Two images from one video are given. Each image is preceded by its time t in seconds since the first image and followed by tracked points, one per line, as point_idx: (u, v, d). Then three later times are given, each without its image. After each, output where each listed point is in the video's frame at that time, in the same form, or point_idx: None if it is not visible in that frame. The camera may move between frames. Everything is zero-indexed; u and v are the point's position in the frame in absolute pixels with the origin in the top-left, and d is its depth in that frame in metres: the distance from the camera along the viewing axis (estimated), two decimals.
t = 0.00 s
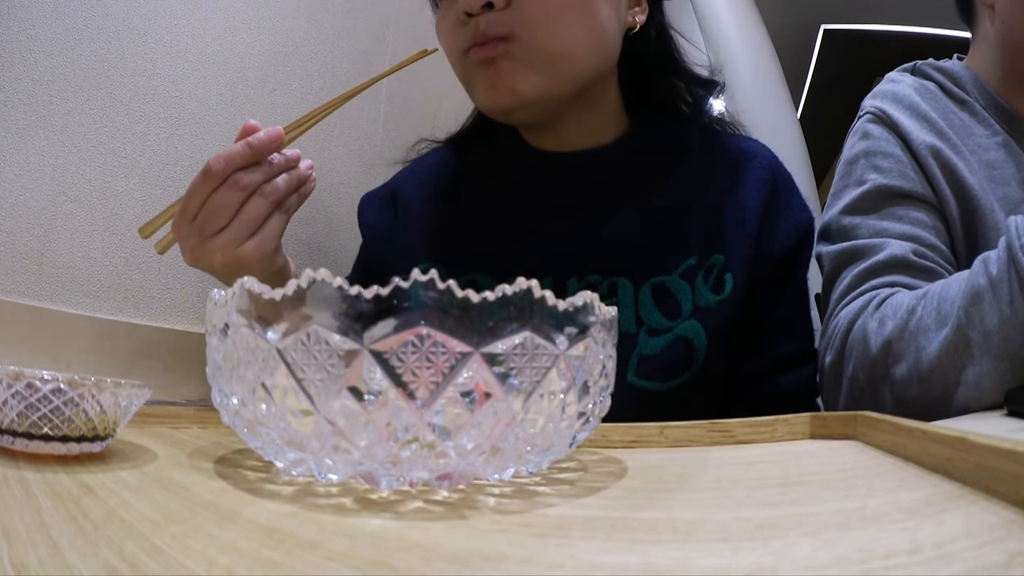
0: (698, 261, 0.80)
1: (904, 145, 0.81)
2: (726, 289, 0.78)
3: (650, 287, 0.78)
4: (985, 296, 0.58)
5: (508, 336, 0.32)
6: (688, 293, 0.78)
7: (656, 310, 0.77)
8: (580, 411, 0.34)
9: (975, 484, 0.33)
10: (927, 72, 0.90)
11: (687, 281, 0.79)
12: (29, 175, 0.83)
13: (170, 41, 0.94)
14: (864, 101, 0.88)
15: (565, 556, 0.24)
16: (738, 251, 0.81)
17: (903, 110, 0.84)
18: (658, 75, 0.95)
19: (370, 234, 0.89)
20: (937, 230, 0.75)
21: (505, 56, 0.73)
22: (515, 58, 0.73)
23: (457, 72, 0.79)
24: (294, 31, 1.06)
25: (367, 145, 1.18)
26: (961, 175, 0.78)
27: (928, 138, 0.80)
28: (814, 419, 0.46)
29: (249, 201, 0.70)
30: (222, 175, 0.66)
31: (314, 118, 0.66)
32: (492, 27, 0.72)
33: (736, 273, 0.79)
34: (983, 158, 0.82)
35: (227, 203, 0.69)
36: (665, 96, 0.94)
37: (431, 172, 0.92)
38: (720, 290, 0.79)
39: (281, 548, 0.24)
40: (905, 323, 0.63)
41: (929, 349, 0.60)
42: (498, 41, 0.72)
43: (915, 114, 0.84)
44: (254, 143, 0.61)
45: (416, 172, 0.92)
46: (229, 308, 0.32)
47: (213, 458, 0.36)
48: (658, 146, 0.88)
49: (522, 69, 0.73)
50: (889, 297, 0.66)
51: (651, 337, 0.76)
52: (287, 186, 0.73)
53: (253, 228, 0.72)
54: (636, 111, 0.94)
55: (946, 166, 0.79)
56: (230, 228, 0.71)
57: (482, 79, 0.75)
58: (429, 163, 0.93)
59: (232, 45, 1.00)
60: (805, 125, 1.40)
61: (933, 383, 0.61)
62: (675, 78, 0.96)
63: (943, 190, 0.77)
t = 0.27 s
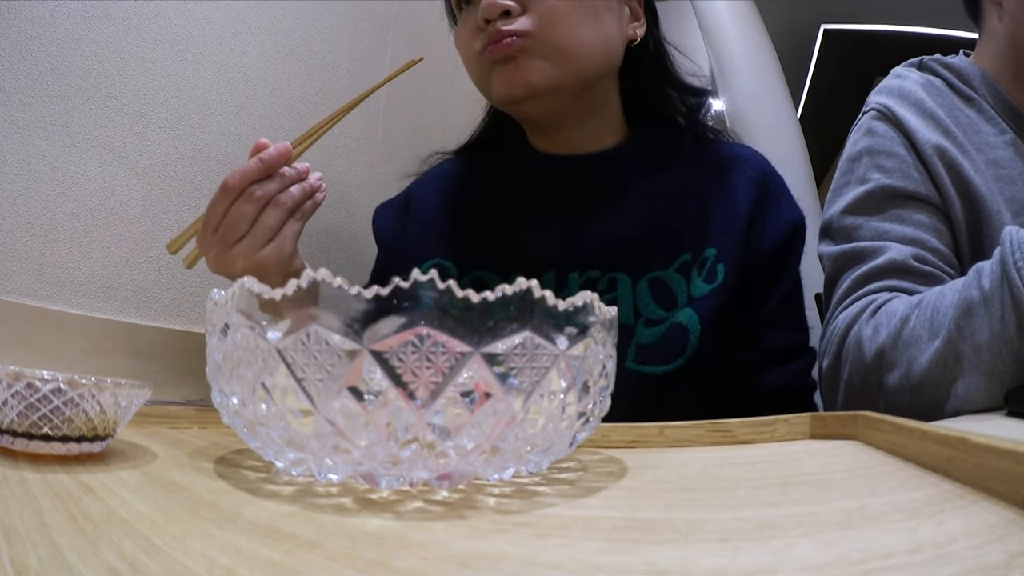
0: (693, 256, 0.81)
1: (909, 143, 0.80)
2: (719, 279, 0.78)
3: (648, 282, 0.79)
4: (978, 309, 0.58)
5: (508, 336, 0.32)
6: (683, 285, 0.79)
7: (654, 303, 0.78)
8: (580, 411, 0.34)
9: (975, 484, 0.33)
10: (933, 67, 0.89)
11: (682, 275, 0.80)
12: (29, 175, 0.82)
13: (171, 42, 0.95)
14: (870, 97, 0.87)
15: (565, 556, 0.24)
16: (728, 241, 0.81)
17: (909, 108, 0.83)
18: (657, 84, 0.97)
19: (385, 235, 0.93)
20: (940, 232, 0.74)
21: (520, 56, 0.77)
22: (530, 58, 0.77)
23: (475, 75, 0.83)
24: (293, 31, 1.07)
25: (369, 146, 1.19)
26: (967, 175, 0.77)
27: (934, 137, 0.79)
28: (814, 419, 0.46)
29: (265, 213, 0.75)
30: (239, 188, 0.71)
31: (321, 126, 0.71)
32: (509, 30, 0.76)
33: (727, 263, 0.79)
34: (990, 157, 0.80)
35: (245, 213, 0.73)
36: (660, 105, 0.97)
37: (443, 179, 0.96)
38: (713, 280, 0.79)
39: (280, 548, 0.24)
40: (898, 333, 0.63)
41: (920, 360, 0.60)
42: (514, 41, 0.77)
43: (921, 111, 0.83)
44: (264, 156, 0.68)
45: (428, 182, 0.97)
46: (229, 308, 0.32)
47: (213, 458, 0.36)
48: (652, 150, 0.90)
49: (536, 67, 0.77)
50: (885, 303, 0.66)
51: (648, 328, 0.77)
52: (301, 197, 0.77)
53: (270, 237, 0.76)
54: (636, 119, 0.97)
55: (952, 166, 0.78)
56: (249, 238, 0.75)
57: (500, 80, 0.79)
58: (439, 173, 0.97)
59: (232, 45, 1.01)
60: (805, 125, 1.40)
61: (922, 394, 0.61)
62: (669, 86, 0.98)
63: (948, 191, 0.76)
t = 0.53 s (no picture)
0: (690, 255, 0.81)
1: (919, 141, 0.79)
2: (713, 274, 0.79)
3: (647, 281, 0.79)
4: (984, 306, 0.59)
5: (508, 336, 0.32)
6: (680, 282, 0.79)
7: (653, 300, 0.78)
8: (580, 411, 0.34)
9: (975, 484, 0.33)
10: (943, 62, 0.88)
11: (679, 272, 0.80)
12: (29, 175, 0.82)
13: (171, 42, 0.95)
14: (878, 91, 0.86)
15: (566, 556, 0.24)
16: (722, 237, 0.81)
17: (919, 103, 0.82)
18: (657, 92, 0.98)
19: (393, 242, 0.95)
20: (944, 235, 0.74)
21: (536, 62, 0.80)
22: (546, 63, 0.80)
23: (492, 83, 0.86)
24: (294, 31, 1.08)
25: (369, 147, 1.19)
26: (977, 176, 0.75)
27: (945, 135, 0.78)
28: (814, 419, 0.46)
29: (278, 214, 0.79)
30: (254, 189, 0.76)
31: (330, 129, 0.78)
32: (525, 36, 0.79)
33: (722, 258, 0.80)
34: (999, 155, 0.79)
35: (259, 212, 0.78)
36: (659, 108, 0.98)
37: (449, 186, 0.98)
38: (708, 275, 0.79)
39: (281, 548, 0.24)
40: (903, 332, 0.63)
41: (930, 359, 0.61)
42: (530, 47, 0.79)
43: (932, 108, 0.81)
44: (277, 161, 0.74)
45: (437, 189, 0.98)
46: (229, 308, 0.32)
47: (213, 458, 0.36)
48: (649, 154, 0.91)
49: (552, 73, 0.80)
50: (884, 302, 0.66)
51: (647, 324, 0.76)
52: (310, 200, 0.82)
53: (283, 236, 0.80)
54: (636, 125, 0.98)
55: (963, 165, 0.77)
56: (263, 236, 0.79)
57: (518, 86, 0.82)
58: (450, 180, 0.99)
59: (232, 45, 1.02)
60: (805, 126, 1.40)
61: (931, 391, 0.61)
62: (667, 94, 0.99)
63: (956, 191, 0.75)
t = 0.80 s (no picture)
0: (687, 253, 0.81)
1: (930, 136, 0.78)
2: (709, 270, 0.78)
3: (644, 278, 0.80)
4: (1007, 299, 0.59)
5: (508, 336, 0.31)
6: (677, 280, 0.79)
7: (649, 296, 0.79)
8: (580, 411, 0.34)
9: (975, 483, 0.33)
10: (952, 56, 0.87)
11: (676, 271, 0.80)
12: (29, 174, 0.82)
13: (170, 41, 0.95)
14: (887, 84, 0.86)
15: (566, 556, 0.24)
16: (719, 234, 0.81)
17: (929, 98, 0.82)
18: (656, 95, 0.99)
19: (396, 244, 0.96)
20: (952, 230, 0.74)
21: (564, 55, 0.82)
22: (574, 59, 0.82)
23: (505, 68, 0.86)
24: (294, 32, 1.08)
25: (370, 146, 1.19)
26: (987, 172, 0.75)
27: (955, 130, 0.77)
28: (814, 419, 0.46)
29: (270, 231, 0.80)
30: (242, 208, 0.77)
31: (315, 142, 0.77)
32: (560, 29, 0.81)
33: (718, 256, 0.79)
34: (1009, 151, 0.79)
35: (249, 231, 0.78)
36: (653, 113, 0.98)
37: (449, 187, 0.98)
38: (704, 271, 0.79)
39: (280, 548, 0.24)
40: (924, 327, 0.63)
41: (955, 353, 0.61)
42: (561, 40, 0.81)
43: (942, 102, 0.81)
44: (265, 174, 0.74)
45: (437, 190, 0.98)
46: (229, 308, 0.32)
47: (213, 458, 0.36)
48: (648, 156, 0.91)
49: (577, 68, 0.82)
50: (895, 296, 0.66)
51: (645, 321, 0.77)
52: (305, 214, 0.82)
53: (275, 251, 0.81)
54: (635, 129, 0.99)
55: (973, 161, 0.76)
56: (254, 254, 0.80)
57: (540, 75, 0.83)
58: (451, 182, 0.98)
59: (233, 45, 1.02)
60: (805, 126, 1.40)
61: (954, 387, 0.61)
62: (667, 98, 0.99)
63: (967, 186, 0.75)
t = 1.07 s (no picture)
0: (687, 254, 0.81)
1: (927, 135, 0.78)
2: (710, 270, 0.78)
3: (645, 278, 0.80)
4: (987, 290, 0.59)
5: (508, 336, 0.31)
6: (678, 282, 0.79)
7: (649, 296, 0.79)
8: (579, 411, 0.34)
9: (975, 484, 0.33)
10: (952, 54, 0.87)
11: (678, 271, 0.80)
12: (30, 175, 0.82)
13: (170, 41, 0.95)
14: (886, 81, 0.86)
15: (566, 556, 0.24)
16: (720, 234, 0.80)
17: (926, 96, 0.82)
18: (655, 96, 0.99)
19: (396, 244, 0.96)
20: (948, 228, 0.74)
21: (587, 49, 0.82)
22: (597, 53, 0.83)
23: (520, 57, 0.85)
24: (293, 31, 1.09)
25: (370, 146, 1.19)
26: (985, 171, 0.75)
27: (953, 129, 0.77)
28: (814, 419, 0.46)
29: (257, 244, 0.80)
30: (228, 221, 0.77)
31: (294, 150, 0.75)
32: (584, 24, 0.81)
33: (719, 256, 0.79)
34: (1009, 149, 0.79)
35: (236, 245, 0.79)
36: (655, 115, 0.99)
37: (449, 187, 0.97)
38: (705, 271, 0.78)
39: (281, 548, 0.24)
40: (904, 319, 0.63)
41: (931, 346, 0.61)
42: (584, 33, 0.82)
43: (941, 100, 0.81)
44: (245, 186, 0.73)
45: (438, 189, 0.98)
46: (229, 308, 0.32)
47: (213, 458, 0.36)
48: (649, 155, 0.91)
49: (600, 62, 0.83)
50: (884, 289, 0.66)
51: (645, 321, 0.77)
52: (292, 227, 0.82)
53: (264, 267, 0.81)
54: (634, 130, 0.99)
55: (970, 159, 0.76)
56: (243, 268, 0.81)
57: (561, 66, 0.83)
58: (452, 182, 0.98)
59: (232, 45, 1.02)
60: (805, 125, 1.40)
61: (932, 379, 0.61)
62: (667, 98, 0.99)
63: (963, 185, 0.75)
